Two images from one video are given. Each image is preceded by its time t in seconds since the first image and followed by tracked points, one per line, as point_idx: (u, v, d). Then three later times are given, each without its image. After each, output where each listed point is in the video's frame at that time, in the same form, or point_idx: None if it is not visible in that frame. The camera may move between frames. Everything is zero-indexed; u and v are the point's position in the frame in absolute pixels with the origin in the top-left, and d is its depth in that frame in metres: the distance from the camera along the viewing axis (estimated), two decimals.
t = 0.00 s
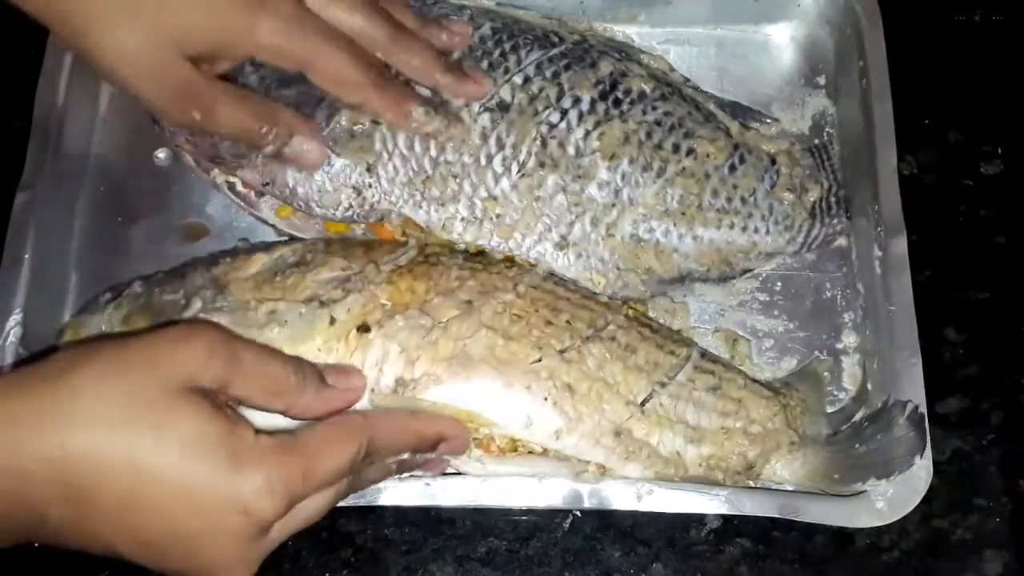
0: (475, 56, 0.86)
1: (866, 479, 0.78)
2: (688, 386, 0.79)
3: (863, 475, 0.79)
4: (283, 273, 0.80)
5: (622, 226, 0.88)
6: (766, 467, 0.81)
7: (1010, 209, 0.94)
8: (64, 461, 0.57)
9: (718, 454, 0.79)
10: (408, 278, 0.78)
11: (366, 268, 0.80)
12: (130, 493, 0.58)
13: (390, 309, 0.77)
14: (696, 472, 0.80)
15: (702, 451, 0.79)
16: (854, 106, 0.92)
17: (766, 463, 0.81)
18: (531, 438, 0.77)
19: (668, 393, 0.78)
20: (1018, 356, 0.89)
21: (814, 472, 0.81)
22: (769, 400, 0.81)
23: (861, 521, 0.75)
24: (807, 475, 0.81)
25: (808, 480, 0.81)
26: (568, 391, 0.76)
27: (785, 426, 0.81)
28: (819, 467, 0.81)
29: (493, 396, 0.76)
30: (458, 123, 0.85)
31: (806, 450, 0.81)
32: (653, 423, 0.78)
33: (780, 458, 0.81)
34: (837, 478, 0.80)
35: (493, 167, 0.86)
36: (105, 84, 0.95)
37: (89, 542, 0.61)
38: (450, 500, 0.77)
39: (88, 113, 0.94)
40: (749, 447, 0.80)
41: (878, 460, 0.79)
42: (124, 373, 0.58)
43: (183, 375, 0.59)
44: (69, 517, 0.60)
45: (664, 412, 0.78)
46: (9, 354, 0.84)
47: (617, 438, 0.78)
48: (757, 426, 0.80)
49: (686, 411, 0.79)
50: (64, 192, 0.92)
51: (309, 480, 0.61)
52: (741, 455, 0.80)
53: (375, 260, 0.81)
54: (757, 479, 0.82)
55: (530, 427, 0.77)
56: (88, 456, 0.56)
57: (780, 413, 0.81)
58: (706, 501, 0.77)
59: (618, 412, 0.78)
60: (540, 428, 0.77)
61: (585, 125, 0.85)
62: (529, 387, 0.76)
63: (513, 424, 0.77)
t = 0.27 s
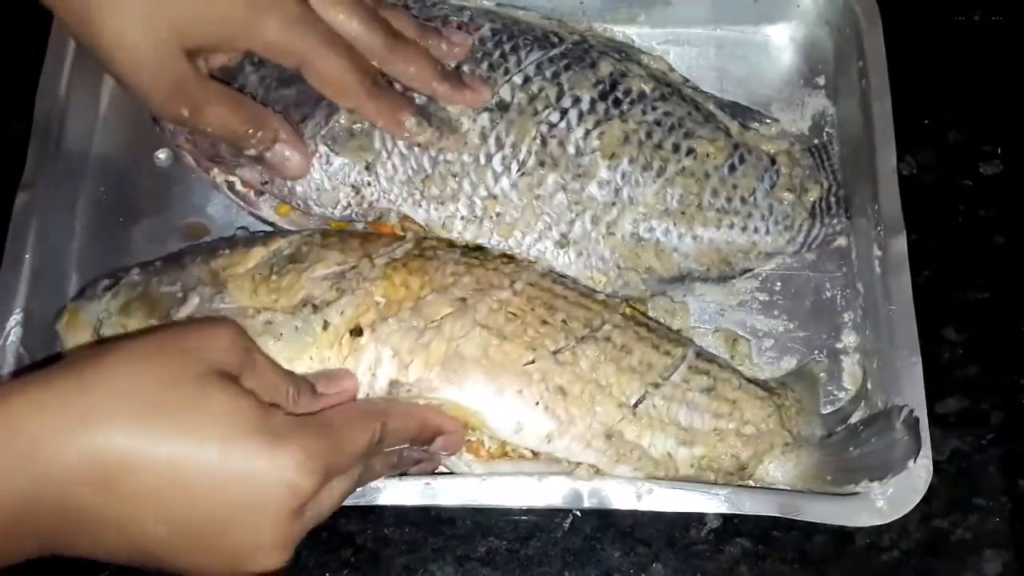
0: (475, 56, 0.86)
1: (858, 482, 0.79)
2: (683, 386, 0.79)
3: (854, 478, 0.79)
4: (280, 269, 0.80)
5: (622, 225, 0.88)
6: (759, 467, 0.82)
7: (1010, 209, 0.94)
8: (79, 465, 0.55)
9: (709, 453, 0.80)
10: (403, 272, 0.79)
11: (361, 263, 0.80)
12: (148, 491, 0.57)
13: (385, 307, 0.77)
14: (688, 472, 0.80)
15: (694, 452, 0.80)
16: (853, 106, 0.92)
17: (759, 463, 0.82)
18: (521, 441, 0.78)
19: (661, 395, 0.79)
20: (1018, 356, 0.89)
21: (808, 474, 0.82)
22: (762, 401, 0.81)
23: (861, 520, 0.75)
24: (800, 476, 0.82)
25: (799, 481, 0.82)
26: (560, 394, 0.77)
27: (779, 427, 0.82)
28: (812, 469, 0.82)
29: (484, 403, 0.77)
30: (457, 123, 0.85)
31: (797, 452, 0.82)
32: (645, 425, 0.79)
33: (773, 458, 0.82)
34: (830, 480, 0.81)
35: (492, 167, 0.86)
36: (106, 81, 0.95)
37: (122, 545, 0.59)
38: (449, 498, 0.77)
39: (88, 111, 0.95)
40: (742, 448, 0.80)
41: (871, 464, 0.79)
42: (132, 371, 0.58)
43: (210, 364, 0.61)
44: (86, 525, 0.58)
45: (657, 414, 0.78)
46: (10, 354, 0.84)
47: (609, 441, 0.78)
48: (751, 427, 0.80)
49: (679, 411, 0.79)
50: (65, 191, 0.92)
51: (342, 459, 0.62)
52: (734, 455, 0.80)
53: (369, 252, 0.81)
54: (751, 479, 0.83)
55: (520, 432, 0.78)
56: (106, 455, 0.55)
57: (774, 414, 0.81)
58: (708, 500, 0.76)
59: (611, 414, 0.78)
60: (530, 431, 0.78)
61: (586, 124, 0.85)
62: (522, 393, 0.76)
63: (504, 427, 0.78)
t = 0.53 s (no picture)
0: (475, 56, 0.87)
1: (855, 484, 0.79)
2: (682, 387, 0.80)
3: (852, 480, 0.80)
4: (279, 272, 0.80)
5: (622, 226, 0.88)
6: (757, 468, 0.82)
7: (1011, 209, 0.94)
8: (92, 473, 0.55)
9: (706, 455, 0.80)
10: (401, 277, 0.79)
11: (359, 266, 0.79)
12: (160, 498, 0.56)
13: (384, 313, 0.78)
14: (686, 475, 0.81)
15: (691, 454, 0.80)
16: (853, 106, 0.92)
17: (757, 464, 0.82)
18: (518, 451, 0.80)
19: (659, 398, 0.79)
20: (1018, 356, 0.89)
21: (806, 475, 0.82)
22: (761, 404, 0.81)
23: (861, 520, 0.75)
24: (796, 479, 0.82)
25: (797, 482, 0.82)
26: (556, 402, 0.78)
27: (778, 430, 0.82)
28: (809, 471, 0.82)
29: (482, 415, 0.78)
30: (457, 125, 0.86)
31: (795, 454, 0.83)
32: (642, 429, 0.79)
33: (772, 460, 0.82)
34: (828, 482, 0.81)
35: (493, 167, 0.86)
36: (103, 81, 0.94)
37: (139, 544, 0.58)
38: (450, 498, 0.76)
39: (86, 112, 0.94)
40: (739, 450, 0.81)
41: (868, 466, 0.79)
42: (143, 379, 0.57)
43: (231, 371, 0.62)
44: (100, 531, 0.58)
45: (655, 419, 0.79)
46: (10, 355, 0.84)
47: (607, 445, 0.79)
48: (750, 428, 0.81)
49: (676, 412, 0.80)
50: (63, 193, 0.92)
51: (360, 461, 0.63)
52: (732, 456, 0.81)
53: (365, 253, 0.81)
54: (749, 481, 0.82)
55: (518, 443, 0.79)
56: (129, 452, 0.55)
57: (772, 415, 0.81)
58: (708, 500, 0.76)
59: (608, 418, 0.79)
60: (527, 441, 0.79)
61: (586, 125, 0.86)
62: (518, 403, 0.78)
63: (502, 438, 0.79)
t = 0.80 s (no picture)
0: (474, 55, 0.86)
1: (855, 486, 0.79)
2: (682, 389, 0.80)
3: (851, 482, 0.80)
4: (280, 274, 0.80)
5: (622, 226, 0.88)
6: (757, 469, 0.82)
7: (1011, 209, 0.94)
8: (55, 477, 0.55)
9: (707, 457, 0.80)
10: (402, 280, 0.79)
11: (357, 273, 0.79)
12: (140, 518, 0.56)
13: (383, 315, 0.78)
14: (687, 475, 0.81)
15: (692, 456, 0.80)
16: (853, 105, 0.92)
17: (758, 465, 0.82)
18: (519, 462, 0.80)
19: (659, 400, 0.79)
20: (1018, 356, 0.89)
21: (807, 476, 0.82)
22: (761, 405, 0.81)
23: (860, 524, 0.76)
24: (797, 479, 0.83)
25: (797, 483, 0.83)
26: (557, 411, 0.78)
27: (778, 431, 0.82)
28: (809, 472, 0.82)
29: (485, 430, 0.78)
30: (458, 125, 0.85)
31: (796, 454, 0.83)
32: (643, 432, 0.79)
33: (772, 461, 0.82)
34: (828, 483, 0.81)
35: (493, 167, 0.86)
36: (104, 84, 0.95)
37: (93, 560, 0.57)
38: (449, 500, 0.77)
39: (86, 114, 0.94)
40: (740, 451, 0.81)
41: (867, 468, 0.80)
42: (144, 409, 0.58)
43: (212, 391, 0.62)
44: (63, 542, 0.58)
45: (656, 422, 0.79)
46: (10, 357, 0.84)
47: (608, 450, 0.79)
48: (750, 430, 0.80)
49: (677, 414, 0.80)
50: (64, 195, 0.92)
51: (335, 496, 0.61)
52: (732, 458, 0.81)
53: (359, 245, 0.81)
54: (748, 482, 0.83)
55: (519, 454, 0.80)
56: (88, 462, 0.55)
57: (772, 415, 0.81)
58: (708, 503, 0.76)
59: (610, 424, 0.79)
60: (528, 452, 0.79)
61: (586, 125, 0.85)
62: (519, 415, 0.78)
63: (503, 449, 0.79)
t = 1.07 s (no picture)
0: (474, 55, 0.86)
1: (853, 488, 0.80)
2: (681, 393, 0.80)
3: (849, 484, 0.80)
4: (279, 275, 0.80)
5: (622, 227, 0.88)
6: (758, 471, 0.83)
7: (1010, 209, 0.94)
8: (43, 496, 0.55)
9: (707, 459, 0.81)
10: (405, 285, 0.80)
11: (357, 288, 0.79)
12: (143, 541, 0.56)
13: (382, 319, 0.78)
14: (687, 477, 0.81)
15: (692, 459, 0.80)
16: (853, 105, 0.92)
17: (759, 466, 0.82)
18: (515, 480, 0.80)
19: (660, 405, 0.79)
20: (1017, 356, 0.89)
21: (806, 478, 0.83)
22: (760, 407, 0.81)
23: (860, 525, 0.76)
24: (797, 481, 0.83)
25: (797, 484, 0.83)
26: (555, 426, 0.78)
27: (778, 433, 0.82)
28: (808, 475, 0.83)
29: (480, 451, 0.79)
30: (457, 126, 0.85)
31: (795, 456, 0.83)
32: (645, 438, 0.79)
33: (773, 462, 0.83)
34: (827, 485, 0.82)
35: (492, 169, 0.86)
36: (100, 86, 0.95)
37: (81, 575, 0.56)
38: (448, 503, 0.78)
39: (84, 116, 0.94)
40: (741, 454, 0.81)
41: (865, 470, 0.80)
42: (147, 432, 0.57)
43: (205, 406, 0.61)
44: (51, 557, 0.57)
45: (657, 425, 0.79)
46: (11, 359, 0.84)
47: (610, 456, 0.79)
48: (750, 432, 0.81)
49: (678, 417, 0.80)
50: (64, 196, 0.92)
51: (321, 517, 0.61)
52: (732, 460, 0.81)
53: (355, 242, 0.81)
54: (749, 484, 0.83)
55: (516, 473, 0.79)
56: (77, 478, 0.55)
57: (772, 418, 0.82)
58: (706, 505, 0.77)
59: (611, 431, 0.79)
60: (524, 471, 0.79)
61: (586, 125, 0.85)
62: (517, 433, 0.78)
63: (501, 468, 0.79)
